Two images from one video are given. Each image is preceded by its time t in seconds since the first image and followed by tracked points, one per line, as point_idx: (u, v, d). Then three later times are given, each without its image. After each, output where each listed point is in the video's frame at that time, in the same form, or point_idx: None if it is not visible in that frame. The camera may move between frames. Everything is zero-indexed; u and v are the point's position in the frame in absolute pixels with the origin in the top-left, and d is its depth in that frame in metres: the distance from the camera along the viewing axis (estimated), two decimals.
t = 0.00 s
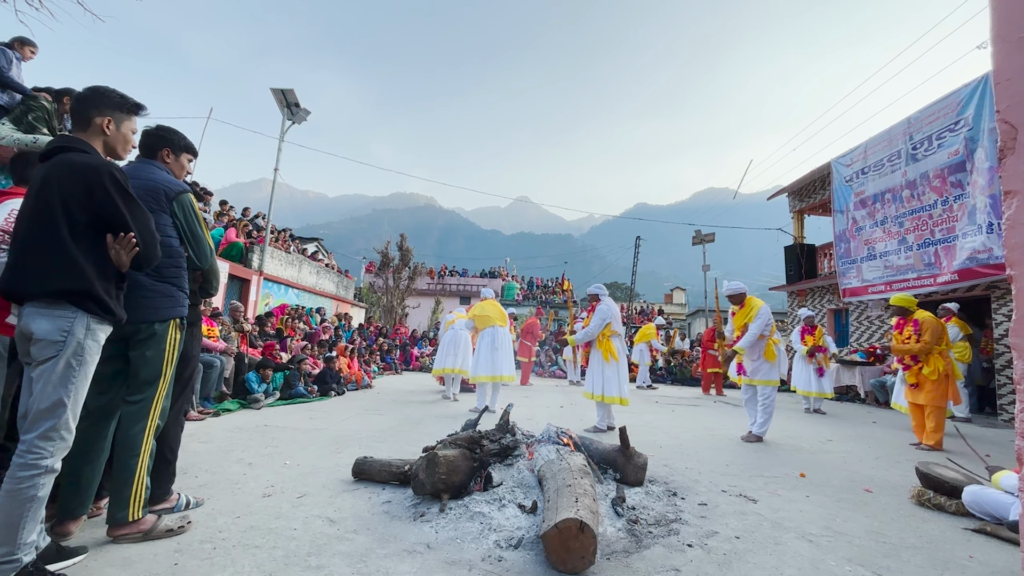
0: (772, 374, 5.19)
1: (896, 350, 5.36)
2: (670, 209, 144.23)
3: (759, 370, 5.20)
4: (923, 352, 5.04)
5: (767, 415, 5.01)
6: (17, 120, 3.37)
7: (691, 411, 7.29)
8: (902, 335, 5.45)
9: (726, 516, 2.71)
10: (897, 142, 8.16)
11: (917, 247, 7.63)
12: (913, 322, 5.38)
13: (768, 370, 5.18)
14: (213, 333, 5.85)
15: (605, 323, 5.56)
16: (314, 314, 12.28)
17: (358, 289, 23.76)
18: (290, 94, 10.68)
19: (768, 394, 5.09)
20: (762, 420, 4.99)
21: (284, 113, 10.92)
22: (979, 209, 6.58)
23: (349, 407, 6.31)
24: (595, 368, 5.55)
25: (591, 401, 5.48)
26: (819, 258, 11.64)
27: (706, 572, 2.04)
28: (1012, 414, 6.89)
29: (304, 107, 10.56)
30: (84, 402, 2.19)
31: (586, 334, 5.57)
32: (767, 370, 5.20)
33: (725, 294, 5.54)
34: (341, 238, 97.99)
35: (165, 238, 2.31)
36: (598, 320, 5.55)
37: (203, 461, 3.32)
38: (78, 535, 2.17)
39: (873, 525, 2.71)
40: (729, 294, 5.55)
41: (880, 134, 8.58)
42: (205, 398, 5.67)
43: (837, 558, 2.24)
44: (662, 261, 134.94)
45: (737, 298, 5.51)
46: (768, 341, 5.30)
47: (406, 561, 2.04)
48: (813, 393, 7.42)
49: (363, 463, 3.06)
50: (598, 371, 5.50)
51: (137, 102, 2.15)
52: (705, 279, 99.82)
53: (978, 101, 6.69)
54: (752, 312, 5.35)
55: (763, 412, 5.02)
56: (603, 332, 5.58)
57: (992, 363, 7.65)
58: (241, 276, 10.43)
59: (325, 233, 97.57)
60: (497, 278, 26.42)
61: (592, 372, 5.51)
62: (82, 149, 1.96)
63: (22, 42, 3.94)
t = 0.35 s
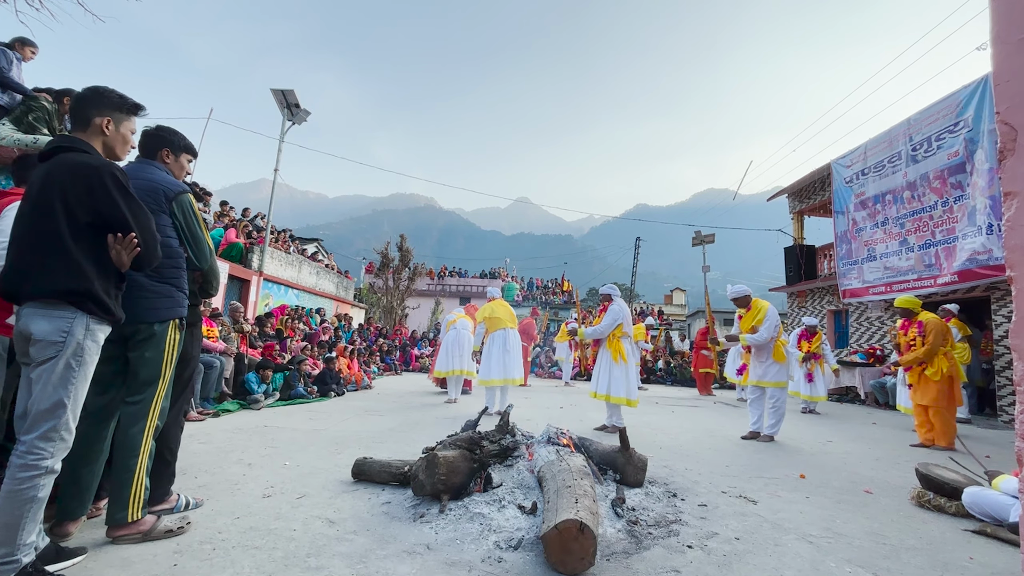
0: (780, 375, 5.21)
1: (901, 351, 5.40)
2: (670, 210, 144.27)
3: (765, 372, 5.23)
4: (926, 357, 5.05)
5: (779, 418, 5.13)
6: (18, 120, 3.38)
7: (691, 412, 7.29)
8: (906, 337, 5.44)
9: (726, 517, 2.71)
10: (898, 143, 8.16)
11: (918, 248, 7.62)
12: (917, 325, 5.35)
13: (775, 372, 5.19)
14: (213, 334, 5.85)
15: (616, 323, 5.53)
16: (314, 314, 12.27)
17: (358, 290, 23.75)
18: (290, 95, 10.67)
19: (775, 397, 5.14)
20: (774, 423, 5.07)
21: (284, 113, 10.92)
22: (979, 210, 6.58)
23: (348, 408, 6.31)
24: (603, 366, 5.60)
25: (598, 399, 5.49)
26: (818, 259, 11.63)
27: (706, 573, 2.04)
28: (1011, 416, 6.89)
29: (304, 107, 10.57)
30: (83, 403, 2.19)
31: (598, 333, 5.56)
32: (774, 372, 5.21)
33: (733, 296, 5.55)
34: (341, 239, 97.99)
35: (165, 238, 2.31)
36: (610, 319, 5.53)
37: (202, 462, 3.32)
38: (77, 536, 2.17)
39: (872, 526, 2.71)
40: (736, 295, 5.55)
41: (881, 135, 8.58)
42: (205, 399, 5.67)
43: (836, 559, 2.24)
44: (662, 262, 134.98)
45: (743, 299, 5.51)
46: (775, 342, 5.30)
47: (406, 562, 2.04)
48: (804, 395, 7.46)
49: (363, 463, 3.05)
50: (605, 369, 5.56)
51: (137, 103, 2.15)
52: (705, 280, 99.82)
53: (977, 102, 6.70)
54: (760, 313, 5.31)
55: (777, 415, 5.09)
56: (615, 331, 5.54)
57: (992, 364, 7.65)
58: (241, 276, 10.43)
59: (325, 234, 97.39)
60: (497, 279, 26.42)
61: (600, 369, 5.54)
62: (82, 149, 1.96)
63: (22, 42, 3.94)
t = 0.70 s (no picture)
0: (726, 382, 5.10)
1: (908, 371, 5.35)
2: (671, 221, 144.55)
3: (704, 381, 5.24)
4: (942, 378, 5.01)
5: (718, 426, 4.87)
6: (24, 112, 3.38)
7: (688, 423, 7.27)
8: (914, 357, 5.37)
9: (719, 531, 2.69)
10: (898, 161, 8.19)
11: (912, 266, 7.64)
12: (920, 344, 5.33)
13: (712, 380, 5.14)
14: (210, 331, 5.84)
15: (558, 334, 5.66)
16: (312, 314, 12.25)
17: (357, 291, 23.74)
18: (296, 95, 10.71)
19: (702, 405, 5.10)
20: (711, 434, 4.85)
21: (289, 113, 10.95)
22: (976, 230, 6.60)
23: (343, 409, 6.28)
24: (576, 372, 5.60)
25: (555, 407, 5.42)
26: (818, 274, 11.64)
27: None
28: (1007, 437, 6.87)
29: (309, 108, 10.60)
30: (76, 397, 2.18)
31: (547, 345, 5.68)
32: (709, 379, 5.19)
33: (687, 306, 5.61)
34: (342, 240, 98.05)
35: (164, 233, 2.31)
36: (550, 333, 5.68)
37: (195, 459, 3.30)
38: (65, 531, 2.16)
39: (867, 544, 2.69)
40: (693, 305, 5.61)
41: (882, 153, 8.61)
42: (200, 395, 5.65)
43: None
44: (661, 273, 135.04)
45: (699, 308, 5.48)
46: (717, 349, 5.24)
47: (396, 567, 2.02)
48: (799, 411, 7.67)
49: (356, 465, 3.03)
50: (572, 374, 5.56)
51: (147, 98, 2.16)
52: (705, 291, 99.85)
53: (977, 122, 6.74)
54: (710, 323, 5.29)
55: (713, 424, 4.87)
56: (561, 342, 5.66)
57: (989, 385, 7.64)
58: (241, 274, 10.42)
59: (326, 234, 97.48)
60: (496, 284, 26.44)
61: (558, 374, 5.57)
62: (86, 142, 1.96)
63: (31, 35, 3.96)
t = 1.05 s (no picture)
0: (738, 384, 5.10)
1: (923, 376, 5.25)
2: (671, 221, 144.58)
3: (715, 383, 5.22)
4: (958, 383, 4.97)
5: (729, 428, 4.94)
6: (25, 111, 3.39)
7: (687, 424, 7.27)
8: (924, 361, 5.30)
9: (718, 532, 2.69)
10: (899, 162, 8.19)
11: (913, 266, 7.64)
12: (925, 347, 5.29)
13: (725, 382, 5.12)
14: (210, 331, 5.85)
15: (570, 337, 5.64)
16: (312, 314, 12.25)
17: (357, 291, 23.74)
18: (296, 95, 10.71)
19: (715, 407, 5.07)
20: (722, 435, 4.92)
21: (289, 113, 10.96)
22: (977, 231, 6.60)
23: (343, 409, 6.28)
24: (592, 375, 5.61)
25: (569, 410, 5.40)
26: (818, 275, 11.63)
27: None
28: (1007, 438, 6.87)
29: (309, 108, 10.61)
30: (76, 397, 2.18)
31: (556, 347, 5.64)
32: (721, 382, 5.16)
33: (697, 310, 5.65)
34: (342, 240, 98.07)
35: (164, 233, 2.31)
36: (563, 335, 5.63)
37: (195, 460, 3.30)
38: (65, 531, 2.16)
39: (867, 545, 2.69)
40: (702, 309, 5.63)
41: (882, 154, 8.62)
42: (200, 395, 5.65)
43: None
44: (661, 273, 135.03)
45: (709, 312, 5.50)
46: (728, 352, 5.23)
47: (396, 567, 2.03)
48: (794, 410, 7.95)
49: (356, 466, 3.04)
50: (587, 377, 5.54)
51: (147, 98, 2.16)
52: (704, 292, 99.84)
53: (978, 123, 6.74)
54: (719, 326, 5.28)
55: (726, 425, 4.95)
56: (573, 346, 5.67)
57: (989, 386, 7.64)
58: (241, 274, 10.42)
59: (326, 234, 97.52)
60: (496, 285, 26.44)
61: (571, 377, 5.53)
62: (87, 143, 1.96)
63: (32, 35, 3.96)
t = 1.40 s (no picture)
0: (751, 386, 5.11)
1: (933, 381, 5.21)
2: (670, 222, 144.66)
3: (729, 385, 5.18)
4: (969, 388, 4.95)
5: (741, 430, 4.94)
6: (24, 112, 3.38)
7: (687, 425, 7.27)
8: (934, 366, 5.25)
9: (718, 533, 2.69)
10: (898, 163, 8.20)
11: (912, 267, 7.65)
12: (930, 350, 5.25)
13: (738, 384, 5.11)
14: (209, 332, 5.84)
15: (583, 339, 5.60)
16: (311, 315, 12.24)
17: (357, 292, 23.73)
18: (296, 96, 10.72)
19: (730, 409, 5.02)
20: (733, 437, 4.92)
21: (288, 114, 10.95)
22: (976, 232, 6.60)
23: (342, 410, 6.28)
24: (605, 376, 5.53)
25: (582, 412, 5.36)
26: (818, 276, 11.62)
27: None
28: (1006, 439, 6.87)
29: (309, 109, 10.61)
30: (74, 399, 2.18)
31: (572, 351, 5.61)
32: (734, 384, 5.14)
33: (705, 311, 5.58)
34: (341, 241, 97.99)
35: (163, 235, 2.30)
36: (575, 338, 5.59)
37: (193, 461, 3.30)
38: (63, 532, 2.15)
39: (867, 546, 2.69)
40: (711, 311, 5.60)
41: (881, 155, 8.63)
42: (199, 396, 5.64)
43: None
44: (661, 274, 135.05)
45: (719, 314, 5.47)
46: (740, 355, 5.22)
47: (395, 569, 2.02)
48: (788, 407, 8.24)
49: (355, 467, 3.03)
50: (601, 378, 5.47)
51: (146, 100, 2.16)
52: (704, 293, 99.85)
53: (977, 124, 6.75)
54: (731, 328, 5.26)
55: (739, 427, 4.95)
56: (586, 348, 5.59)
57: (989, 387, 7.63)
58: (240, 275, 10.41)
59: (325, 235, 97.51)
60: (496, 285, 26.44)
61: (584, 379, 5.48)
62: (86, 143, 1.96)
63: (31, 36, 3.96)
